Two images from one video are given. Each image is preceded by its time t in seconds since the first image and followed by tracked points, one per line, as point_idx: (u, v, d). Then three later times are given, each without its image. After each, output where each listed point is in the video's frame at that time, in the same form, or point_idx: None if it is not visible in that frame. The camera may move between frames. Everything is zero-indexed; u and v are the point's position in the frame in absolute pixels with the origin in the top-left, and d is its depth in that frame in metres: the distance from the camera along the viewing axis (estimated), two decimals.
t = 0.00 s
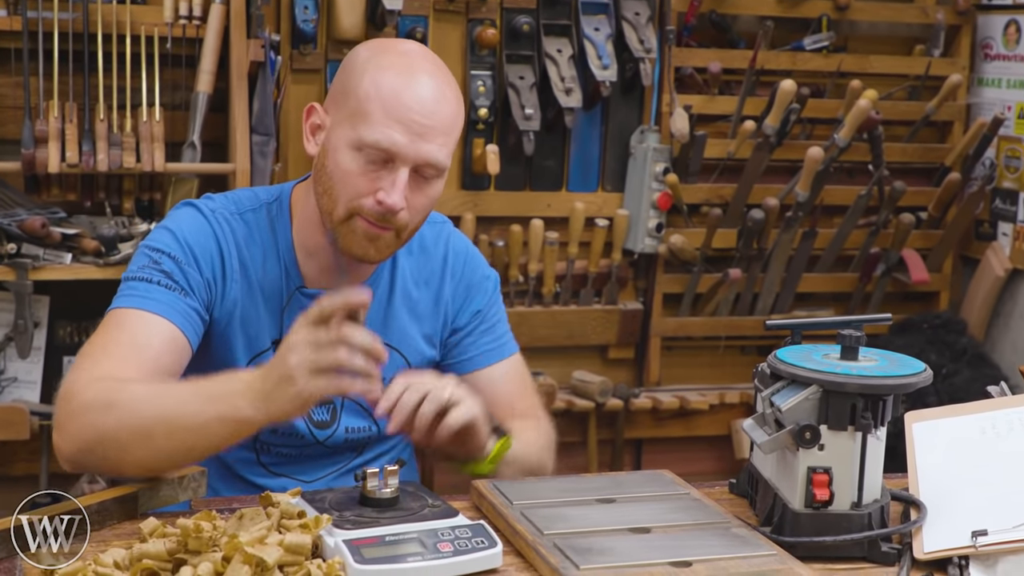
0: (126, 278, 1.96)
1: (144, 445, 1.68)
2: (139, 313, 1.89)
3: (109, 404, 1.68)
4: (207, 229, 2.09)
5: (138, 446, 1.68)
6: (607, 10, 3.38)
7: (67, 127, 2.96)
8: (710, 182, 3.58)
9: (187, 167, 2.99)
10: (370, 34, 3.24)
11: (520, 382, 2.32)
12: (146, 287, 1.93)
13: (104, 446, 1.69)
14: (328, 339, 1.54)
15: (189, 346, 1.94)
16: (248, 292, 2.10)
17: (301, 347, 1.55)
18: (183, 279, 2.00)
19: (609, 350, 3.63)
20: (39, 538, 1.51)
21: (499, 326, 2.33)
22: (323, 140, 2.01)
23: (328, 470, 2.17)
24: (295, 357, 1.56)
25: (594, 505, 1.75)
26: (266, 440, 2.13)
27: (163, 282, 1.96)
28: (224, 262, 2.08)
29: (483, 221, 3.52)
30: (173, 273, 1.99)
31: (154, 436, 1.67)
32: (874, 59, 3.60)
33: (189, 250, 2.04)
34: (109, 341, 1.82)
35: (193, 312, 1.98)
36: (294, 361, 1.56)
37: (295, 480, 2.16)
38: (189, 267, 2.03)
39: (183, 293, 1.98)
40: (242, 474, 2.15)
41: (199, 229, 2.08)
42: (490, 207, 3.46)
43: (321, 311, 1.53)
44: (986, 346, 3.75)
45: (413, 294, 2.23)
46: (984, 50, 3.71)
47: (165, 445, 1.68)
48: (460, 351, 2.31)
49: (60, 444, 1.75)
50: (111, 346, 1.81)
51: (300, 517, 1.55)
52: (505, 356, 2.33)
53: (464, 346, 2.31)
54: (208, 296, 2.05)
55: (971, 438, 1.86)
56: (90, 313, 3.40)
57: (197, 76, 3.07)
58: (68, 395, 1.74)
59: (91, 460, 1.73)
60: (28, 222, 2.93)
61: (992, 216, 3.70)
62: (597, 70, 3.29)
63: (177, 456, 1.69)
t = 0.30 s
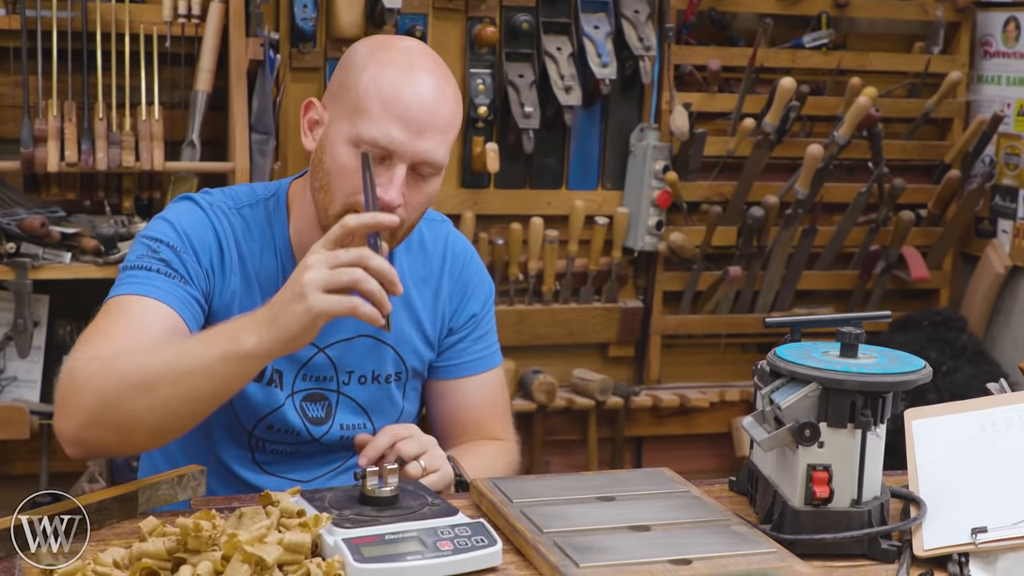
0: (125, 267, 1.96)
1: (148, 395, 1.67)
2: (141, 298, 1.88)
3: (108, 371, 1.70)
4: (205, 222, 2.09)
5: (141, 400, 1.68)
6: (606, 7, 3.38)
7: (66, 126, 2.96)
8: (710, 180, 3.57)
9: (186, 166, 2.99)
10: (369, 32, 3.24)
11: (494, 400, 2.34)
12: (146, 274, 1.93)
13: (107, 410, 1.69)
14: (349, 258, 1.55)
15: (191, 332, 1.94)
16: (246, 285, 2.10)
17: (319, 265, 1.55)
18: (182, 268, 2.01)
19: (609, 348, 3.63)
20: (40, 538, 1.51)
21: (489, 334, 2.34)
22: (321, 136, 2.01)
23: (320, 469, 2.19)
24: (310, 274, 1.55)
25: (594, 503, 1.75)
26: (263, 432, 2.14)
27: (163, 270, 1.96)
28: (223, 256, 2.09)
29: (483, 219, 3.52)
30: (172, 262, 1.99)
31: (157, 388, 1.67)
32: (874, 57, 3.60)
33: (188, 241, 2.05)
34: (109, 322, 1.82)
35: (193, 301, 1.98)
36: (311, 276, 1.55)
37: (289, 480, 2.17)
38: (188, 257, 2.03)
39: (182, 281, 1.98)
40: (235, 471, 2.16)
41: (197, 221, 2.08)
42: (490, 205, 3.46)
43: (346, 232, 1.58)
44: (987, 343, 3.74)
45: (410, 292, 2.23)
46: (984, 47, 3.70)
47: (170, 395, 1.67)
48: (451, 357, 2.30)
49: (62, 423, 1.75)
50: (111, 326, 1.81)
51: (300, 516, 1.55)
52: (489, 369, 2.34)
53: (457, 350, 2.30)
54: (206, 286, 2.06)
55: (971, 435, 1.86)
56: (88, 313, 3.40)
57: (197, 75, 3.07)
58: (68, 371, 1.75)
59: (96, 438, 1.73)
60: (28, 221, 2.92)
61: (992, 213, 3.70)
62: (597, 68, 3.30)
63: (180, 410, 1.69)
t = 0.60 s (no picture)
0: (120, 278, 1.97)
1: (142, 423, 1.70)
2: (136, 311, 1.90)
3: (104, 393, 1.71)
4: (202, 229, 2.09)
5: (136, 428, 1.71)
6: (605, 6, 3.38)
7: (66, 126, 2.95)
8: (710, 178, 3.57)
9: (185, 166, 2.98)
10: (369, 31, 3.24)
11: (496, 400, 2.34)
12: (141, 286, 1.94)
13: (104, 434, 1.72)
14: (346, 303, 1.54)
15: (186, 346, 1.95)
16: (243, 292, 2.10)
17: (317, 307, 1.55)
18: (177, 278, 2.01)
19: (609, 347, 3.63)
20: (39, 538, 1.51)
21: (490, 334, 2.34)
22: (318, 141, 2.01)
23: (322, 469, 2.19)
24: (309, 315, 1.55)
25: (594, 502, 1.75)
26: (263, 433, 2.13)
27: (157, 282, 1.97)
28: (219, 262, 2.08)
29: (482, 219, 3.52)
30: (167, 273, 1.99)
31: (151, 415, 1.70)
32: (873, 56, 3.60)
33: (183, 249, 2.05)
34: (106, 338, 1.83)
35: (188, 311, 1.99)
36: (308, 319, 1.55)
37: (291, 480, 2.17)
38: (184, 267, 2.03)
39: (177, 292, 1.99)
40: (237, 474, 2.16)
41: (193, 228, 2.09)
42: (489, 204, 3.46)
43: (345, 276, 1.54)
44: (987, 342, 3.74)
45: (411, 293, 2.23)
46: (984, 45, 3.70)
47: (163, 423, 1.70)
48: (450, 355, 2.30)
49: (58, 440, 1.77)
50: (108, 341, 1.82)
51: (300, 516, 1.54)
52: (490, 369, 2.34)
53: (458, 350, 2.30)
54: (203, 295, 2.06)
55: (970, 434, 1.86)
56: (88, 313, 3.40)
57: (197, 75, 3.06)
58: (64, 388, 1.76)
59: (92, 457, 1.75)
60: (27, 221, 2.92)
61: (991, 211, 3.70)
62: (596, 67, 3.29)
63: (175, 437, 1.71)
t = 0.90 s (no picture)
0: (117, 287, 1.97)
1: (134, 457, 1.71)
2: (131, 325, 1.91)
3: (101, 419, 1.74)
4: (199, 236, 2.09)
5: (128, 459, 1.71)
6: (606, 6, 3.38)
7: (67, 124, 2.95)
8: (710, 179, 3.57)
9: (186, 164, 2.98)
10: (369, 30, 3.24)
11: (494, 401, 2.34)
12: (137, 298, 1.95)
13: (96, 460, 1.74)
14: (343, 361, 1.64)
15: (181, 358, 1.97)
16: (241, 299, 2.10)
17: (314, 364, 1.63)
18: (174, 288, 2.01)
19: (609, 347, 3.63)
20: (40, 538, 1.51)
21: (490, 335, 2.34)
22: (319, 144, 2.02)
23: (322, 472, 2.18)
24: (306, 372, 1.63)
25: (594, 502, 1.76)
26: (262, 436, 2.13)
27: (154, 292, 1.97)
28: (217, 269, 2.08)
29: (483, 219, 3.52)
30: (164, 282, 2.00)
31: (147, 449, 1.71)
32: (874, 56, 3.60)
33: (180, 258, 2.05)
34: (98, 349, 1.86)
35: (185, 322, 2.00)
36: (305, 375, 1.63)
37: (293, 480, 2.16)
38: (180, 276, 2.03)
39: (173, 302, 1.99)
40: (237, 474, 2.16)
41: (190, 235, 2.08)
42: (490, 204, 3.46)
43: (342, 334, 1.63)
44: (987, 342, 3.74)
45: (412, 295, 2.24)
46: (984, 46, 3.70)
47: (157, 460, 1.71)
48: (449, 356, 2.31)
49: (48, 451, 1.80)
50: (103, 355, 1.85)
51: (300, 515, 1.55)
52: (489, 369, 2.34)
53: (458, 351, 2.31)
54: (200, 305, 2.06)
55: (970, 435, 1.86)
56: (88, 312, 3.39)
57: (197, 74, 3.06)
58: (58, 406, 1.79)
59: (81, 474, 1.78)
60: (28, 219, 2.94)
61: (991, 212, 3.70)
62: (597, 67, 3.29)
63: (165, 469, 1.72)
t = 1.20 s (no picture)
0: (114, 290, 1.98)
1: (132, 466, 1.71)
2: (129, 328, 1.92)
3: (99, 428, 1.74)
4: (197, 238, 2.09)
5: (126, 467, 1.71)
6: (607, 8, 3.38)
7: (68, 125, 2.96)
8: (710, 180, 3.58)
9: (187, 165, 2.99)
10: (370, 31, 3.25)
11: (491, 401, 2.35)
12: (135, 301, 1.95)
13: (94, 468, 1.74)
14: (329, 371, 1.63)
15: (178, 361, 1.97)
16: (239, 301, 2.10)
17: (303, 377, 1.63)
18: (172, 291, 2.01)
19: (609, 348, 3.64)
20: (40, 538, 1.51)
21: (487, 335, 2.35)
22: (314, 144, 2.02)
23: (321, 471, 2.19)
24: (295, 386, 1.63)
25: (594, 502, 1.76)
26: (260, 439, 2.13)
27: (151, 295, 1.98)
28: (214, 271, 2.09)
29: (483, 219, 3.53)
30: (162, 285, 2.00)
31: (146, 457, 1.71)
32: (873, 58, 3.61)
33: (178, 261, 2.05)
34: (97, 353, 1.87)
35: (182, 325, 2.00)
36: (294, 390, 1.63)
37: (291, 481, 2.17)
38: (178, 278, 2.04)
39: (171, 305, 1.99)
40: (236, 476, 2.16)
41: (188, 237, 2.09)
42: (490, 205, 3.46)
43: (326, 346, 1.62)
44: (987, 343, 3.74)
45: (410, 294, 2.24)
46: (984, 48, 3.71)
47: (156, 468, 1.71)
48: (448, 355, 2.31)
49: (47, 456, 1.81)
50: (101, 359, 1.86)
51: (301, 515, 1.55)
52: (487, 369, 2.35)
53: (456, 350, 2.31)
54: (197, 307, 2.06)
55: (969, 436, 1.87)
56: (89, 312, 3.40)
57: (198, 74, 3.07)
58: (58, 412, 1.80)
59: (79, 481, 1.79)
60: (30, 219, 2.94)
61: (992, 213, 3.70)
62: (597, 68, 3.29)
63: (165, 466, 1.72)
